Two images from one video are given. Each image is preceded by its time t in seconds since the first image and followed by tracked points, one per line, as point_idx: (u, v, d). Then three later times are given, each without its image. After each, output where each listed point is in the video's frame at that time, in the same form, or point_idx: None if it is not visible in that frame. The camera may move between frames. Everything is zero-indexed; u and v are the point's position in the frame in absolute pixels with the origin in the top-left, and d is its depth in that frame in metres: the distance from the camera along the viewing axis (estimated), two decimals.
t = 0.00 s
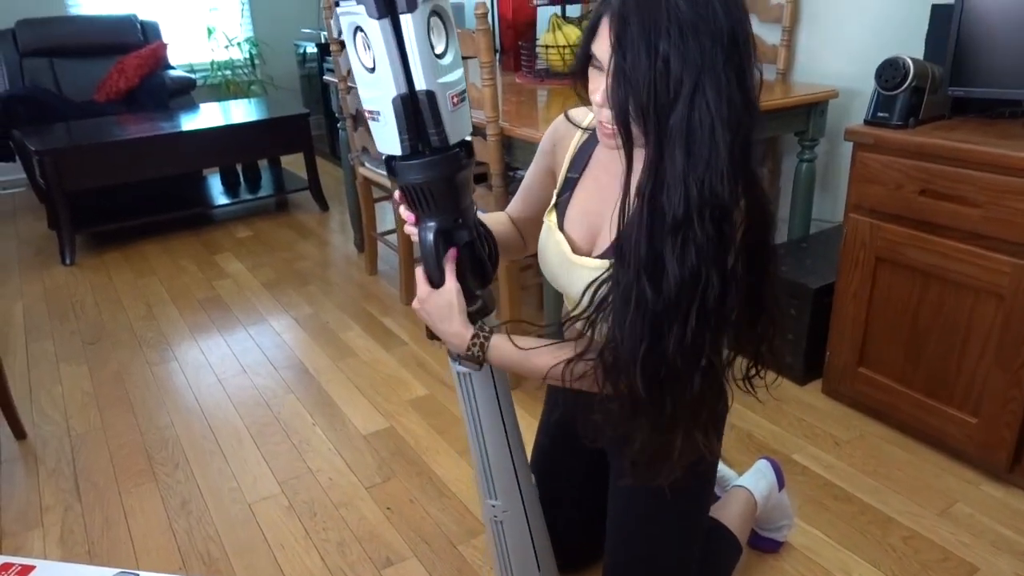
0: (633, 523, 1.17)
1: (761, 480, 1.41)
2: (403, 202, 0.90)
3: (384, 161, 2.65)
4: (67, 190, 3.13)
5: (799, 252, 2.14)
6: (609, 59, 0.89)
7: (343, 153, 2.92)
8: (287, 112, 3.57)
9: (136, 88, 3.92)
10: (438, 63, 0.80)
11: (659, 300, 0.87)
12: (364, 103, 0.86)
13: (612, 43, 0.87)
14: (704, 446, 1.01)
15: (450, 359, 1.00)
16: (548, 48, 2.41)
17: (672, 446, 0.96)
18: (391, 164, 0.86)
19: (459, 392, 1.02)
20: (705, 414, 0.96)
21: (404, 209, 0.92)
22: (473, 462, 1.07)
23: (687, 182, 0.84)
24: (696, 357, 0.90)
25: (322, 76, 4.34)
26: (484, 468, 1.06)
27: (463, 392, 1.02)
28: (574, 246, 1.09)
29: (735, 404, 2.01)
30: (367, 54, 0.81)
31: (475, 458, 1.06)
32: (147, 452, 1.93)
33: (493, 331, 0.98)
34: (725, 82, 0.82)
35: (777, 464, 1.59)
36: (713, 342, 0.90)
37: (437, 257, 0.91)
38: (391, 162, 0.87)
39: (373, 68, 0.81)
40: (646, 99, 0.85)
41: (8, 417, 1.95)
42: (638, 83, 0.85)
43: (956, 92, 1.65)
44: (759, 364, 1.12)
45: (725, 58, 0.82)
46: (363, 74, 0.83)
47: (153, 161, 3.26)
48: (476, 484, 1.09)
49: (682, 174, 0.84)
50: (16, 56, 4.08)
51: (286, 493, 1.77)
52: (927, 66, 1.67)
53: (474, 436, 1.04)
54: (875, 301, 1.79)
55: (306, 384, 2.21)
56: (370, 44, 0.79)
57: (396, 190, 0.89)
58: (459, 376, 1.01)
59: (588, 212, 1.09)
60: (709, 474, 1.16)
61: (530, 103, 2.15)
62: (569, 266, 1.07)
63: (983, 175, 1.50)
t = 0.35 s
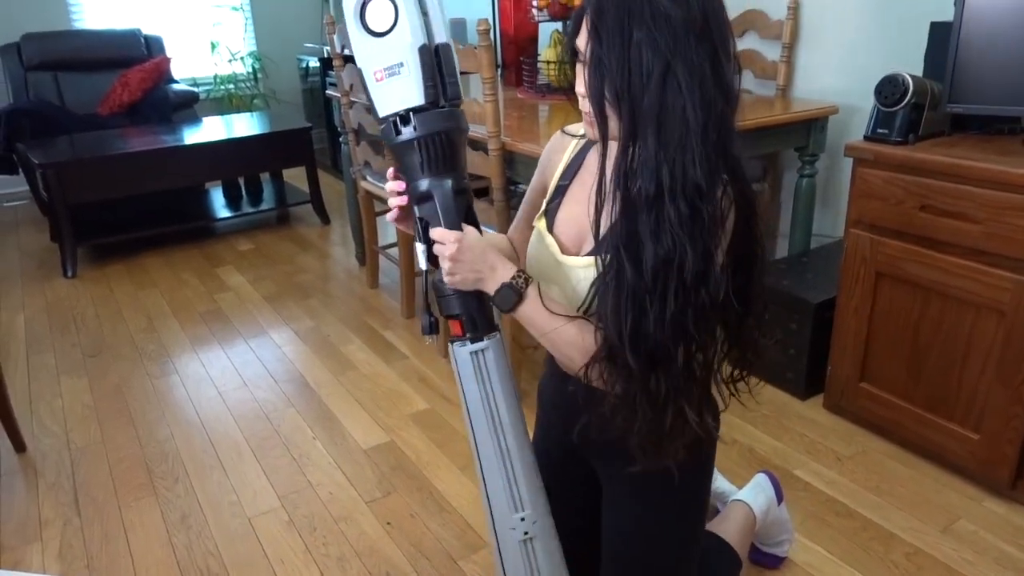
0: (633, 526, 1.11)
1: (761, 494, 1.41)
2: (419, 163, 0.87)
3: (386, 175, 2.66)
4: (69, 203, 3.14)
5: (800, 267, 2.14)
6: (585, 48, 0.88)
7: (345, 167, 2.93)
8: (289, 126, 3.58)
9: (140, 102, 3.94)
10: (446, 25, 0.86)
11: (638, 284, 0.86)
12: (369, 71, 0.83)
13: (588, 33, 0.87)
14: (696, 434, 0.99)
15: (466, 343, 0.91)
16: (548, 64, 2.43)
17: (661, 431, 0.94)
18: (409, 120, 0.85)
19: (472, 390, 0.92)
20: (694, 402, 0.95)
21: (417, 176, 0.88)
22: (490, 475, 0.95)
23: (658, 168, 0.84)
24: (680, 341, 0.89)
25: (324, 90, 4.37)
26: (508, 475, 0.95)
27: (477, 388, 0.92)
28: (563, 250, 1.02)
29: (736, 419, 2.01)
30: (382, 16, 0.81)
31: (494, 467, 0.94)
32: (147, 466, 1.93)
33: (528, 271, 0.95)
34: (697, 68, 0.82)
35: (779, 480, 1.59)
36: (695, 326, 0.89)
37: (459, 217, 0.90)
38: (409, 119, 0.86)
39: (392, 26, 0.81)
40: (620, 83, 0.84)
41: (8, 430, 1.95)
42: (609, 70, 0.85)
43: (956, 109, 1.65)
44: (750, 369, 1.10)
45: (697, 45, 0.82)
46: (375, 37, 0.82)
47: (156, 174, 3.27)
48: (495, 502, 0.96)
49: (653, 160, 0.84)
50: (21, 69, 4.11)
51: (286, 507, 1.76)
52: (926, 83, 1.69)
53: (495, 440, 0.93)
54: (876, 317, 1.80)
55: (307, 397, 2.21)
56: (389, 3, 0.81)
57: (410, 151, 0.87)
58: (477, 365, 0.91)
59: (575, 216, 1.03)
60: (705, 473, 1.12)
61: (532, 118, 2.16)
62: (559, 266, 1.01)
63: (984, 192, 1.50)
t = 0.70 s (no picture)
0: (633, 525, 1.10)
1: (762, 513, 1.39)
2: (405, 243, 0.85)
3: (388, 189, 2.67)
4: (72, 213, 3.16)
5: (801, 284, 2.14)
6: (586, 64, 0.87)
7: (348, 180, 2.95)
8: (293, 138, 3.60)
9: (145, 113, 3.97)
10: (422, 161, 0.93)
11: (637, 293, 0.85)
12: (354, 187, 0.87)
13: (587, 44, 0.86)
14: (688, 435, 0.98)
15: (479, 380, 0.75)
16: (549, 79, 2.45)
17: (653, 437, 0.93)
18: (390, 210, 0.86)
19: (495, 417, 0.70)
20: (689, 411, 0.94)
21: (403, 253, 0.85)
22: (540, 513, 0.64)
23: (657, 175, 0.83)
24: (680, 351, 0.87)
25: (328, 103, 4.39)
26: (563, 505, 0.64)
27: (501, 415, 0.70)
28: (558, 258, 1.02)
29: (736, 436, 2.01)
30: (359, 148, 0.89)
31: (544, 500, 0.65)
32: (147, 478, 1.93)
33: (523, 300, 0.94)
34: (697, 76, 0.81)
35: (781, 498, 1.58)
36: (694, 335, 0.87)
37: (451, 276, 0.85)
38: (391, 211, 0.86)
39: (369, 151, 0.88)
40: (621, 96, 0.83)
41: (8, 441, 1.95)
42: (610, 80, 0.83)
43: (957, 128, 1.65)
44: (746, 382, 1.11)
45: (696, 54, 0.82)
46: (357, 165, 0.88)
47: (159, 186, 3.29)
48: (552, 551, 0.62)
49: (652, 167, 0.83)
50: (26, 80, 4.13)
51: (286, 521, 1.76)
52: (926, 102, 1.70)
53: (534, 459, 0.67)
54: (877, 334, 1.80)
55: (307, 410, 2.21)
56: (366, 137, 0.89)
57: (392, 238, 0.86)
58: (498, 396, 0.72)
59: (570, 228, 1.02)
60: (705, 477, 1.12)
61: (534, 134, 2.17)
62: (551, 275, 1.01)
63: (984, 211, 1.51)
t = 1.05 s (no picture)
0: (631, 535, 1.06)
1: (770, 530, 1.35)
2: (427, 364, 0.96)
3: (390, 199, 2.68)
4: (75, 222, 3.16)
5: (802, 295, 2.14)
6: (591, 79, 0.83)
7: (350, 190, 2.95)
8: (295, 148, 3.61)
9: (148, 123, 3.98)
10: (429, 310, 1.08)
11: (669, 295, 0.83)
12: (379, 346, 1.01)
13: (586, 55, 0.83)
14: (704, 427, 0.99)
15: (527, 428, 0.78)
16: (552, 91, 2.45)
17: (671, 427, 0.94)
18: (410, 344, 0.99)
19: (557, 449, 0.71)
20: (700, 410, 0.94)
21: (431, 368, 0.95)
22: (629, 507, 0.62)
23: (668, 172, 0.83)
24: (707, 346, 0.87)
25: (331, 113, 4.40)
26: (644, 490, 0.62)
27: (561, 447, 0.71)
28: (556, 263, 0.98)
29: (738, 447, 2.00)
30: (373, 319, 1.06)
31: (626, 494, 0.63)
32: (146, 487, 1.92)
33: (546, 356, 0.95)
34: (700, 74, 0.83)
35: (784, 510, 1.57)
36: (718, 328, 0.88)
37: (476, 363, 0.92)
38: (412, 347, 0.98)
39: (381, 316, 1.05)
40: (638, 101, 0.81)
41: (8, 449, 1.94)
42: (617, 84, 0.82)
43: (958, 140, 1.65)
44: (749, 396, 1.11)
45: (696, 55, 0.83)
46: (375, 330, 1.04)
47: (162, 195, 3.29)
48: (651, 537, 0.60)
49: (664, 164, 0.83)
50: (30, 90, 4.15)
51: (285, 531, 1.75)
52: (927, 114, 1.70)
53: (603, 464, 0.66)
54: (879, 345, 1.79)
55: (307, 420, 2.21)
56: (376, 310, 1.07)
57: (419, 362, 0.97)
58: (550, 431, 0.75)
59: (567, 234, 1.00)
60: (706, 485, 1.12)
61: (536, 144, 2.18)
62: (545, 279, 0.96)
63: (985, 223, 1.51)
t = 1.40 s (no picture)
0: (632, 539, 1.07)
1: (769, 531, 1.36)
2: (432, 363, 0.91)
3: (390, 199, 2.68)
4: (75, 221, 3.16)
5: (802, 296, 2.14)
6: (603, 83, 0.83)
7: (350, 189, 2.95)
8: (296, 148, 3.61)
9: (148, 122, 3.98)
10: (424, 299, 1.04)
11: (683, 290, 0.84)
12: (375, 336, 0.97)
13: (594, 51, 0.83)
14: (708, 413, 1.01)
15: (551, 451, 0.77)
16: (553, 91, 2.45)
17: (675, 419, 0.95)
18: (412, 337, 0.94)
19: (583, 478, 0.71)
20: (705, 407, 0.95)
21: (435, 367, 0.91)
22: (665, 546, 0.62)
23: (678, 169, 0.83)
24: (715, 341, 0.88)
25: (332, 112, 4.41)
26: (673, 527, 0.63)
27: (588, 474, 0.71)
28: (562, 262, 0.98)
29: (738, 448, 2.00)
30: (366, 303, 1.01)
31: (661, 534, 0.63)
32: (145, 486, 1.92)
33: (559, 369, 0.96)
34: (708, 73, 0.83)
35: (784, 512, 1.57)
36: (726, 321, 0.89)
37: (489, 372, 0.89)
38: (413, 341, 0.94)
39: (375, 300, 1.00)
40: (651, 102, 0.81)
41: (7, 448, 1.94)
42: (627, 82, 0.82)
43: (959, 142, 1.66)
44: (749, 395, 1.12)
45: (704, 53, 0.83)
46: (369, 316, 0.99)
47: (162, 194, 3.29)
48: None
49: (673, 161, 0.83)
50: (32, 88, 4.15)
51: (284, 530, 1.75)
52: (928, 116, 1.70)
53: (633, 499, 0.66)
54: (879, 346, 1.79)
55: (307, 419, 2.20)
56: (369, 295, 1.01)
57: (421, 359, 0.92)
58: (574, 455, 0.75)
59: (572, 232, 1.00)
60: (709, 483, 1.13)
61: (536, 144, 2.18)
62: (550, 277, 0.96)
63: (984, 225, 1.51)
